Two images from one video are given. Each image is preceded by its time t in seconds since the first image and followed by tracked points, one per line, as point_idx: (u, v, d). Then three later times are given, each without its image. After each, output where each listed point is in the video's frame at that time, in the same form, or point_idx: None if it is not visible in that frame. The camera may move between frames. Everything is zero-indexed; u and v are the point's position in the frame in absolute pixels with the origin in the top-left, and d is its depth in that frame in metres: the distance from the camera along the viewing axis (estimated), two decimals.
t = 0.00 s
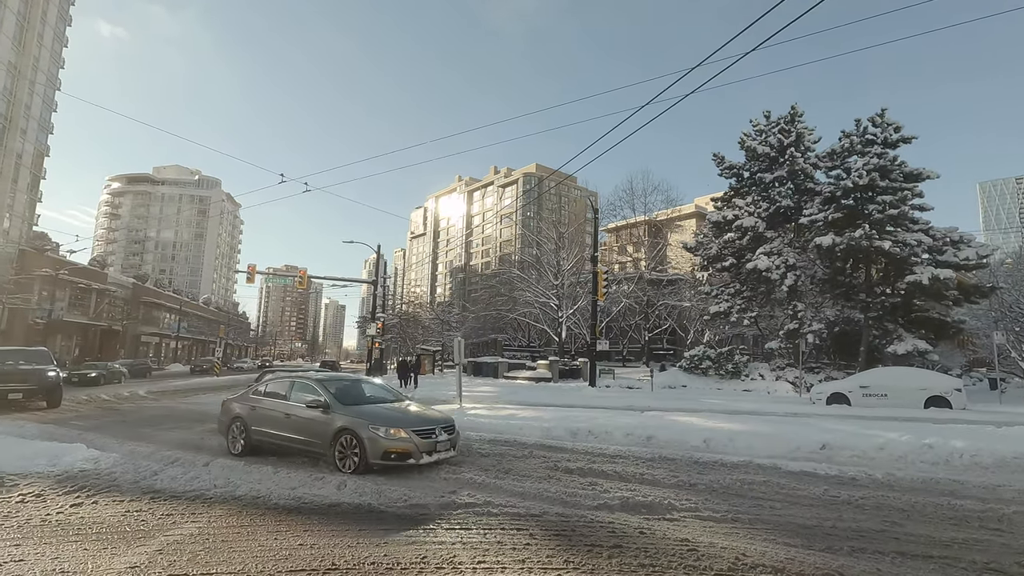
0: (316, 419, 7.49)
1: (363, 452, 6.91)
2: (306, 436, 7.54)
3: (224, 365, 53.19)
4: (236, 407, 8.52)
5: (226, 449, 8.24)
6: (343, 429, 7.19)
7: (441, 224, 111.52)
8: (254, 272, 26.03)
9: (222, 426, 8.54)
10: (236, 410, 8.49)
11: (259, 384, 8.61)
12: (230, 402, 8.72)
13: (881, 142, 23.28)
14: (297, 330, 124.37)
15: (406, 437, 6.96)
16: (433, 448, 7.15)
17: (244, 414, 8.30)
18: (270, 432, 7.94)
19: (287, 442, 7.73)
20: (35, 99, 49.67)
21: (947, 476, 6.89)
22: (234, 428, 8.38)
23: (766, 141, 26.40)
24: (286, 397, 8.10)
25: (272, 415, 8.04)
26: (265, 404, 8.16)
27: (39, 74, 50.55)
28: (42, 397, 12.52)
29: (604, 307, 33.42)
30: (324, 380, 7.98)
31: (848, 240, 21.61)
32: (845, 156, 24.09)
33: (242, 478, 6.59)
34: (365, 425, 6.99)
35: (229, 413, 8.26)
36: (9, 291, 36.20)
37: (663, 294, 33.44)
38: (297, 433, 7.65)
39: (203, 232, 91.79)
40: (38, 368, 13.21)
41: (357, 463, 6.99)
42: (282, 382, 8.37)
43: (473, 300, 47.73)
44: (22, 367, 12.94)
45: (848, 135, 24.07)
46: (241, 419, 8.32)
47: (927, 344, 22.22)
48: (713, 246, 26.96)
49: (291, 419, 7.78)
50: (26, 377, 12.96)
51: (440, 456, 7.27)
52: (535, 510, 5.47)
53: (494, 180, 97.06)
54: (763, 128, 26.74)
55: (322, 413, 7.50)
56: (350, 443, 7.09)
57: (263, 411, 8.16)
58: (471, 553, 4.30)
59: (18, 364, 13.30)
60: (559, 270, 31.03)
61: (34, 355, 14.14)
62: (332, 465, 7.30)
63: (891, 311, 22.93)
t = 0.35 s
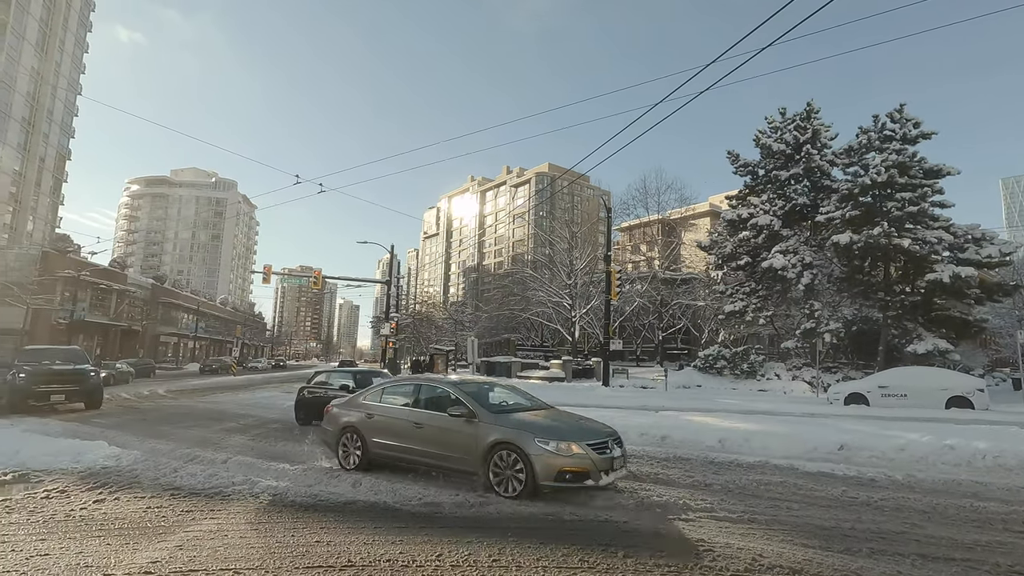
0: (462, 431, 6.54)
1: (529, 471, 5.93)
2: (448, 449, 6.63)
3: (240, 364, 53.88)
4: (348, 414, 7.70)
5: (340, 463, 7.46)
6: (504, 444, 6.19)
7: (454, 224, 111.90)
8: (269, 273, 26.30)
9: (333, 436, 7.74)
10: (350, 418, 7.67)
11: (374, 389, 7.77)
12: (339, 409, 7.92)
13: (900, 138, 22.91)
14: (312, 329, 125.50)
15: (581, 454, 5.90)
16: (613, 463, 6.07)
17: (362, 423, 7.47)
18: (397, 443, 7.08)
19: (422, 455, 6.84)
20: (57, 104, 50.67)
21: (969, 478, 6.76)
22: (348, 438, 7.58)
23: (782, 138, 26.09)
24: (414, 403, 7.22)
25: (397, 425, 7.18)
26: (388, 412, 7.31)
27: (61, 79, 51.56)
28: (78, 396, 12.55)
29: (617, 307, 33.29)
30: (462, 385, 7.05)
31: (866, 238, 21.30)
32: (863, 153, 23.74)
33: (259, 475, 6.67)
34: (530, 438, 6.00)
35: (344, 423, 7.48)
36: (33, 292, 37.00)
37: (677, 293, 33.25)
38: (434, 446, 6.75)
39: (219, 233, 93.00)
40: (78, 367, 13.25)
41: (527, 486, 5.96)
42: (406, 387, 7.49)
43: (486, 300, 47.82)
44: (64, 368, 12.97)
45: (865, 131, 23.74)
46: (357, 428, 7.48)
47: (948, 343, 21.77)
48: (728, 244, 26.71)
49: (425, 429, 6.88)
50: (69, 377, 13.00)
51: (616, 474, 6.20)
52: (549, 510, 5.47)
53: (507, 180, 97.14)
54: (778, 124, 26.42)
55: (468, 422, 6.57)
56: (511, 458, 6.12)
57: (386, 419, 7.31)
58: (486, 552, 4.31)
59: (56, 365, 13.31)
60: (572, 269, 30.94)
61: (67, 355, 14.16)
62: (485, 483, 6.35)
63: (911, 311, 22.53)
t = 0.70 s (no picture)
0: (669, 453, 5.15)
1: (786, 507, 4.59)
2: (647, 475, 5.26)
3: (255, 364, 54.49)
4: (495, 426, 6.34)
5: (487, 486, 6.17)
6: (740, 471, 4.83)
7: (466, 225, 112.18)
8: (284, 274, 26.60)
9: (478, 453, 6.40)
10: (499, 432, 6.31)
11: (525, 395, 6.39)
12: (480, 419, 6.56)
13: (919, 136, 22.54)
14: (325, 329, 126.51)
15: (857, 486, 4.55)
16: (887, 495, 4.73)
17: (517, 438, 6.10)
18: (572, 464, 5.71)
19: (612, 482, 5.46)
20: (77, 108, 51.60)
21: (991, 482, 6.63)
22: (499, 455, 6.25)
23: (797, 136, 25.77)
24: (585, 415, 5.83)
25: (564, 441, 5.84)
26: (552, 425, 5.93)
27: (82, 84, 52.54)
28: (117, 401, 11.96)
29: (630, 307, 33.13)
30: (650, 392, 5.68)
31: (883, 237, 20.99)
32: (880, 150, 23.38)
33: (274, 474, 6.75)
34: (783, 465, 4.65)
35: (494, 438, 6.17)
36: (54, 293, 37.73)
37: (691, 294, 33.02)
38: (626, 471, 5.37)
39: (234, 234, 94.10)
40: (125, 367, 12.37)
41: (779, 527, 4.62)
42: (568, 393, 6.11)
43: (498, 300, 47.90)
44: (112, 369, 12.06)
45: (883, 129, 23.38)
46: (511, 444, 6.15)
47: (969, 344, 21.34)
48: (742, 244, 26.47)
49: (611, 448, 5.51)
50: (115, 378, 12.13)
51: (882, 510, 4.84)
52: (560, 511, 5.45)
53: (519, 180, 97.18)
54: (793, 122, 26.12)
55: (677, 442, 5.17)
56: (749, 490, 4.77)
57: (550, 435, 5.93)
58: (498, 552, 4.31)
59: (100, 364, 12.38)
60: (584, 269, 30.86)
61: (107, 353, 13.21)
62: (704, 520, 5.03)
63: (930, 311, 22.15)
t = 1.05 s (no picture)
0: None
1: None
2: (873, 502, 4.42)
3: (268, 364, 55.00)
4: (719, 448, 5.14)
5: (725, 527, 4.93)
6: None
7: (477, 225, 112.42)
8: (296, 275, 26.82)
9: (699, 481, 5.20)
10: (728, 456, 5.09)
11: (755, 411, 5.17)
12: (693, 440, 5.32)
13: (936, 133, 22.19)
14: (338, 330, 127.42)
15: None
16: None
17: (761, 466, 4.91)
18: (864, 502, 4.44)
19: (928, 530, 4.23)
20: (95, 112, 52.47)
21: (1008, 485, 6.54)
22: (728, 485, 5.02)
23: (810, 134, 25.49)
24: (870, 438, 4.61)
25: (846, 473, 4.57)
26: (812, 450, 4.74)
27: (99, 88, 53.32)
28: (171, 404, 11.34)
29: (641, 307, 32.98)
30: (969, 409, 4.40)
31: (899, 236, 20.72)
32: (896, 148, 23.06)
33: (288, 473, 6.82)
34: None
35: (715, 463, 5.03)
36: (72, 294, 38.37)
37: (703, 294, 32.83)
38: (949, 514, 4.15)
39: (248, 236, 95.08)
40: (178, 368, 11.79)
41: None
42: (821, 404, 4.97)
43: (509, 300, 47.90)
44: (166, 371, 11.47)
45: (899, 126, 23.05)
46: (751, 472, 4.94)
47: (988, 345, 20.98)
48: (755, 243, 26.23)
49: (928, 484, 4.25)
50: (169, 380, 11.55)
51: None
52: (572, 511, 5.46)
53: (529, 180, 97.19)
54: (807, 121, 25.84)
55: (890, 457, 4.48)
56: None
57: (823, 466, 4.66)
58: (508, 552, 4.32)
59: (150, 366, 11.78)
60: (596, 269, 30.78)
61: (153, 354, 12.59)
62: None
63: (947, 311, 21.79)
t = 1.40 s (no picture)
0: None
1: None
2: None
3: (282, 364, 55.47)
4: None
5: None
6: None
7: (488, 225, 112.57)
8: (309, 275, 27.04)
9: None
10: None
11: None
12: None
13: (954, 129, 21.83)
14: (350, 330, 128.15)
15: None
16: None
17: None
18: None
19: None
20: (112, 116, 53.36)
21: None
22: None
23: (825, 132, 25.21)
24: None
25: None
26: None
27: (116, 93, 54.07)
28: (229, 407, 10.93)
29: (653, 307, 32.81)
30: None
31: (916, 234, 20.38)
32: (913, 145, 22.71)
33: (301, 472, 6.88)
34: None
35: None
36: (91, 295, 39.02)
37: (716, 294, 32.61)
38: None
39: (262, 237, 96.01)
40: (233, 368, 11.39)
41: None
42: None
43: (520, 300, 47.91)
44: (222, 372, 11.07)
45: (915, 123, 22.71)
46: None
47: (1009, 344, 20.57)
48: (769, 243, 25.97)
49: None
50: (225, 380, 11.14)
51: None
52: (585, 511, 5.46)
53: (541, 180, 97.08)
54: (821, 118, 25.53)
55: None
56: None
57: None
58: (523, 552, 4.31)
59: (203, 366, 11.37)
60: (607, 269, 30.67)
61: (201, 353, 12.12)
62: None
63: (966, 310, 21.41)
